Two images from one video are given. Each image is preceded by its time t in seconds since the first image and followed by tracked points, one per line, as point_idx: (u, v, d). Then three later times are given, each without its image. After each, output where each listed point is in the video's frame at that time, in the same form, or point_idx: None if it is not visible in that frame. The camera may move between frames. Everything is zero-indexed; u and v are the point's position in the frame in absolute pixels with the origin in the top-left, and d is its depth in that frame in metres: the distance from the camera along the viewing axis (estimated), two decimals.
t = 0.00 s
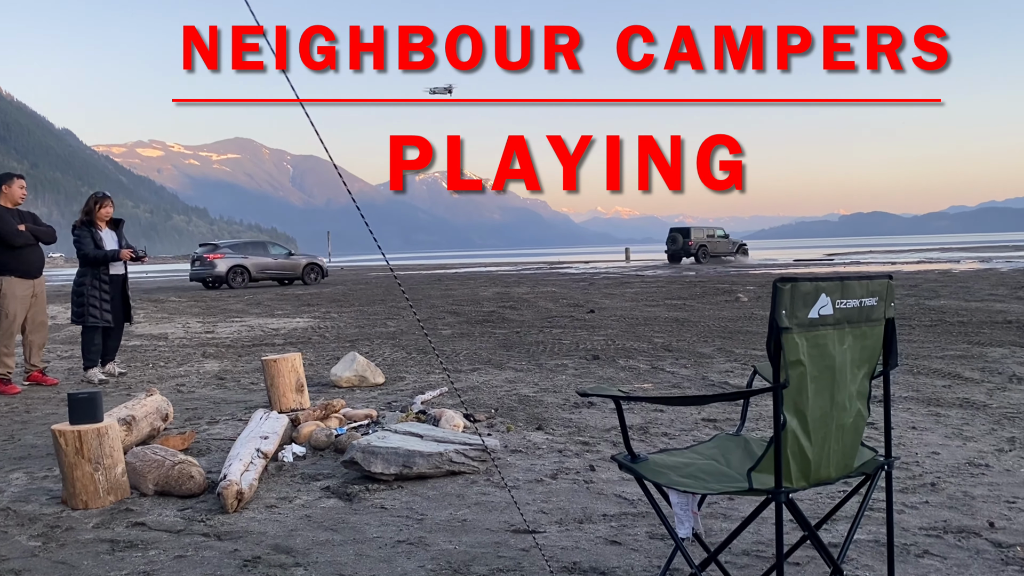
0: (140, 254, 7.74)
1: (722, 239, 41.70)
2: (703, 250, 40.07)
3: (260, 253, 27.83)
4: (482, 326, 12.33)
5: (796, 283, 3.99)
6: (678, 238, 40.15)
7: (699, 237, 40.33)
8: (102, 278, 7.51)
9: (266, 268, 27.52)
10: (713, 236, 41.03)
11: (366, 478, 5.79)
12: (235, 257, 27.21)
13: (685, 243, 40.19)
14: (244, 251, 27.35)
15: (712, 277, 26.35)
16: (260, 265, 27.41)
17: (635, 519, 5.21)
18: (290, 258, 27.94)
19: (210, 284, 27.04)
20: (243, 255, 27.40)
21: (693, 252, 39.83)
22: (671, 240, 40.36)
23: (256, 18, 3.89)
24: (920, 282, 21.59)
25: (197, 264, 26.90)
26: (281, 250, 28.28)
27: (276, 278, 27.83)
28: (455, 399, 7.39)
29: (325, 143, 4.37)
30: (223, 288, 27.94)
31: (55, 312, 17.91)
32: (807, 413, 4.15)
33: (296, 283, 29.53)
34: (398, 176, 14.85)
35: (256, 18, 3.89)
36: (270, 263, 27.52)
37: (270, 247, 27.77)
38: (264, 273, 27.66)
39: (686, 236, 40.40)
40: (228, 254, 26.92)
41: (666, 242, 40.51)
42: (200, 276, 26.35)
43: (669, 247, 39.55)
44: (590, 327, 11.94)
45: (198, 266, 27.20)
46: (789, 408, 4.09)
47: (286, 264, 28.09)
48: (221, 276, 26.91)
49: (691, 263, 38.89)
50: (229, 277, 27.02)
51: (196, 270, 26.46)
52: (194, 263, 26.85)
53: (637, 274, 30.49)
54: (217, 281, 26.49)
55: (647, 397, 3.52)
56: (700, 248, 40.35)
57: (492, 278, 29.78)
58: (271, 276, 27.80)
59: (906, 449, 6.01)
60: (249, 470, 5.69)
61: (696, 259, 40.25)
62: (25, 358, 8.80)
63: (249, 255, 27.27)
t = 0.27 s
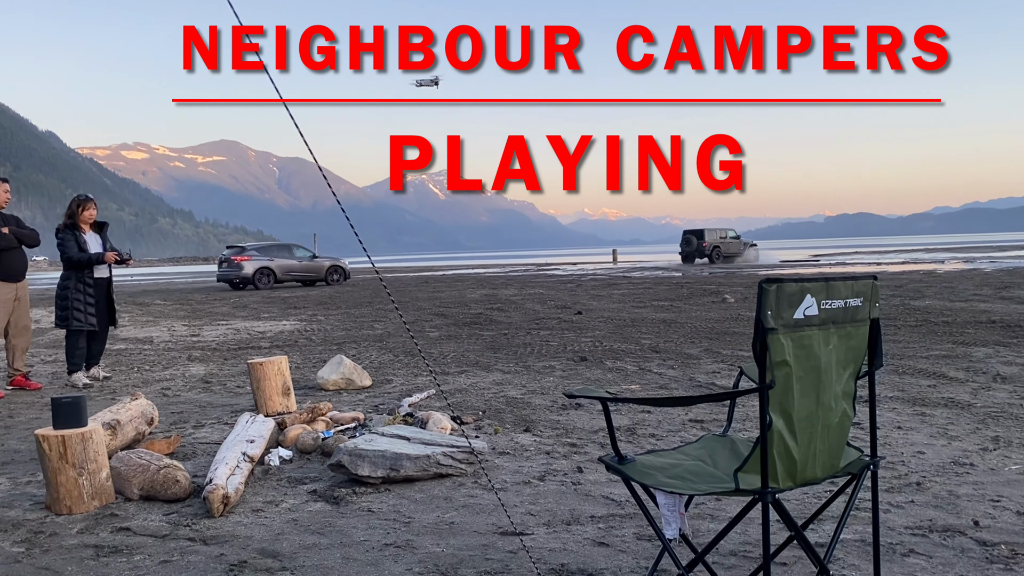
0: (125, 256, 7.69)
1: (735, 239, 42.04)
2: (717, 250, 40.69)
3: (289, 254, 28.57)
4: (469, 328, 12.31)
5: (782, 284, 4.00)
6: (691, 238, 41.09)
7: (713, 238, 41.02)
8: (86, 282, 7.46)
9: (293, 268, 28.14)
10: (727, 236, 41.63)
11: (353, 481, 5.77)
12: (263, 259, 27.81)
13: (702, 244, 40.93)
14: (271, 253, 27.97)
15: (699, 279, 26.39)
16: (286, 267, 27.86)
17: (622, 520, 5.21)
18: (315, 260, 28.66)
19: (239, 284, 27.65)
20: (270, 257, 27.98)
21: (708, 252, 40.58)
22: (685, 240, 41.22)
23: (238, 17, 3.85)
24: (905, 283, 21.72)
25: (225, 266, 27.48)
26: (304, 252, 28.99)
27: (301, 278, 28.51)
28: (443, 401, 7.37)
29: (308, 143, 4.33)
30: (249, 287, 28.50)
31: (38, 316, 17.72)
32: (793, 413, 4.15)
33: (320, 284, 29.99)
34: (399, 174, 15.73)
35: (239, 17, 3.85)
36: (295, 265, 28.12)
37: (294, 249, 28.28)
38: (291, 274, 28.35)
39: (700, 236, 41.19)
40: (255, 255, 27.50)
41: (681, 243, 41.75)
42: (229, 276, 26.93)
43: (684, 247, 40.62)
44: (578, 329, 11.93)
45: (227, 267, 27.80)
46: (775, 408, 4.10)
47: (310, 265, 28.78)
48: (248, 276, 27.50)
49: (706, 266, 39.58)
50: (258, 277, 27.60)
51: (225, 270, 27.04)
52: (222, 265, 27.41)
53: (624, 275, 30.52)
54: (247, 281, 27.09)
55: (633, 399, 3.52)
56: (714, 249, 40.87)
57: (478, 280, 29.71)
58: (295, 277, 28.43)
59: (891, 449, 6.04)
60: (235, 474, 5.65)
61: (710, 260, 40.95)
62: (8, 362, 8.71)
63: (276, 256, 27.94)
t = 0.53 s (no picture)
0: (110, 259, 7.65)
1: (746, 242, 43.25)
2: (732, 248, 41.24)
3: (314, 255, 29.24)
4: (456, 330, 12.29)
5: (766, 285, 4.01)
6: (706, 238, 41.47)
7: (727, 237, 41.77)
8: (70, 285, 7.40)
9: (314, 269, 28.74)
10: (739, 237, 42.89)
11: (339, 484, 5.75)
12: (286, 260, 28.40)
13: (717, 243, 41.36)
14: (294, 254, 28.56)
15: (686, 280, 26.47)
16: (308, 267, 28.55)
17: (609, 521, 5.21)
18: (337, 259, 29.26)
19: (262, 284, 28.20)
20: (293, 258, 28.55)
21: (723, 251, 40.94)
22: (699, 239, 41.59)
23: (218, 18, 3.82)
24: (890, 283, 21.88)
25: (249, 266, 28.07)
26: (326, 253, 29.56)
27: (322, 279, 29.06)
28: (429, 403, 7.36)
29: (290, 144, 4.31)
30: (271, 287, 29.08)
31: (20, 320, 17.54)
32: (778, 414, 4.16)
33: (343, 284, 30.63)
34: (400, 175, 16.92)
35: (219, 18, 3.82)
36: (317, 265, 28.71)
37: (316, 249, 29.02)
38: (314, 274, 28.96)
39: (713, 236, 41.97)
40: (279, 256, 28.09)
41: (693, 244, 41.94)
42: (253, 276, 27.49)
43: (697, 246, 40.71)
44: (565, 330, 11.93)
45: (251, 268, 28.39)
46: (760, 408, 4.11)
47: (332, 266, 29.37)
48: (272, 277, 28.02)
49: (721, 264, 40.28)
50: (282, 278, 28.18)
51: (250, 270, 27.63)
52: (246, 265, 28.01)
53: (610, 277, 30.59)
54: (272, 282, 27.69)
55: (618, 400, 3.51)
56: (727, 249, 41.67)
57: (466, 282, 29.67)
58: (317, 277, 29.01)
59: (876, 449, 6.07)
60: (220, 477, 5.62)
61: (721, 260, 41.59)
62: None
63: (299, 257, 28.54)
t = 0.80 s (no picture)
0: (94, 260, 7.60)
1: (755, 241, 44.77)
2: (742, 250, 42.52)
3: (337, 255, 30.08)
4: (443, 331, 12.28)
5: (751, 284, 4.02)
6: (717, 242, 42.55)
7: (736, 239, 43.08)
8: (53, 286, 7.34)
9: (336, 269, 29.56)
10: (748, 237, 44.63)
11: (325, 485, 5.72)
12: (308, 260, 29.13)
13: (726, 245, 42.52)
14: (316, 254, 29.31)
15: (672, 281, 26.55)
16: (330, 267, 29.24)
17: (597, 521, 5.20)
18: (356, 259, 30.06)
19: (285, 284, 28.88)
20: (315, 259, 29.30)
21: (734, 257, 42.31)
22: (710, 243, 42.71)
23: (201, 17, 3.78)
24: (875, 283, 22.05)
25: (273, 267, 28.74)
26: (345, 253, 30.25)
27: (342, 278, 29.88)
28: (416, 404, 7.35)
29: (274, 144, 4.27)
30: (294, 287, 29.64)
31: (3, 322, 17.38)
32: (763, 413, 4.17)
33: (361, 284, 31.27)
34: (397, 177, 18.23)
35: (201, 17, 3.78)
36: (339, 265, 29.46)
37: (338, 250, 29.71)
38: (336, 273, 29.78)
39: (724, 238, 42.70)
40: (302, 256, 28.81)
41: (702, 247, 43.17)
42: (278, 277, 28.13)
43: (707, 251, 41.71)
44: (552, 331, 11.94)
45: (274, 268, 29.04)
46: (746, 407, 4.12)
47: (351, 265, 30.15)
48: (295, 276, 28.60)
49: (732, 265, 41.51)
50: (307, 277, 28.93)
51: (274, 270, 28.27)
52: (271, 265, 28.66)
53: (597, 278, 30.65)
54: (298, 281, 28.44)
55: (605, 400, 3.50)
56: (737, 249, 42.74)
57: (452, 283, 29.62)
58: (338, 277, 29.73)
59: (861, 448, 6.10)
60: (206, 479, 5.59)
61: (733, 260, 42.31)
62: None
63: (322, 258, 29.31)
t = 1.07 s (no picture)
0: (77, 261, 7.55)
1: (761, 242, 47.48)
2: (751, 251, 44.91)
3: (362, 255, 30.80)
4: (431, 331, 12.27)
5: (736, 284, 4.03)
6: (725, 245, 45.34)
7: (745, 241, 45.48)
8: (37, 287, 7.29)
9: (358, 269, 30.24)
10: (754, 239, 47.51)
11: (311, 487, 5.70)
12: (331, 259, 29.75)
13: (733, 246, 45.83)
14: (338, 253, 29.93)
15: (659, 281, 26.64)
16: (352, 266, 29.95)
17: (583, 520, 5.20)
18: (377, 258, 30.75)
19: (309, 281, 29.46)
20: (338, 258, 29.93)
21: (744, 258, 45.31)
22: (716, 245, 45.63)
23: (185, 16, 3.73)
24: (860, 283, 22.22)
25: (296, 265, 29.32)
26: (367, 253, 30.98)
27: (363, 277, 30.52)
28: (403, 405, 7.34)
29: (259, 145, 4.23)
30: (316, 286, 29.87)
31: None
32: (748, 412, 4.18)
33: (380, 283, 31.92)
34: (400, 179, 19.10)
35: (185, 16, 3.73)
36: (361, 264, 30.21)
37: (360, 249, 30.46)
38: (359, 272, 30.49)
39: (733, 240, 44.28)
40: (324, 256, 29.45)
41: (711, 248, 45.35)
42: (299, 276, 28.67)
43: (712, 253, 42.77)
44: (539, 331, 11.94)
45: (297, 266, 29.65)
46: (731, 407, 4.13)
47: (370, 264, 30.81)
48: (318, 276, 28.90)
49: (720, 266, 41.81)
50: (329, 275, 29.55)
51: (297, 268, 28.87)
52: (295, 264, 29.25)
53: (584, 279, 30.70)
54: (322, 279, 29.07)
55: (590, 400, 3.49)
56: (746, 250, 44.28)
57: (439, 284, 29.61)
58: (360, 276, 30.40)
59: (846, 447, 6.13)
60: (191, 481, 5.55)
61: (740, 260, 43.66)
62: None
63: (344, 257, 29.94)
